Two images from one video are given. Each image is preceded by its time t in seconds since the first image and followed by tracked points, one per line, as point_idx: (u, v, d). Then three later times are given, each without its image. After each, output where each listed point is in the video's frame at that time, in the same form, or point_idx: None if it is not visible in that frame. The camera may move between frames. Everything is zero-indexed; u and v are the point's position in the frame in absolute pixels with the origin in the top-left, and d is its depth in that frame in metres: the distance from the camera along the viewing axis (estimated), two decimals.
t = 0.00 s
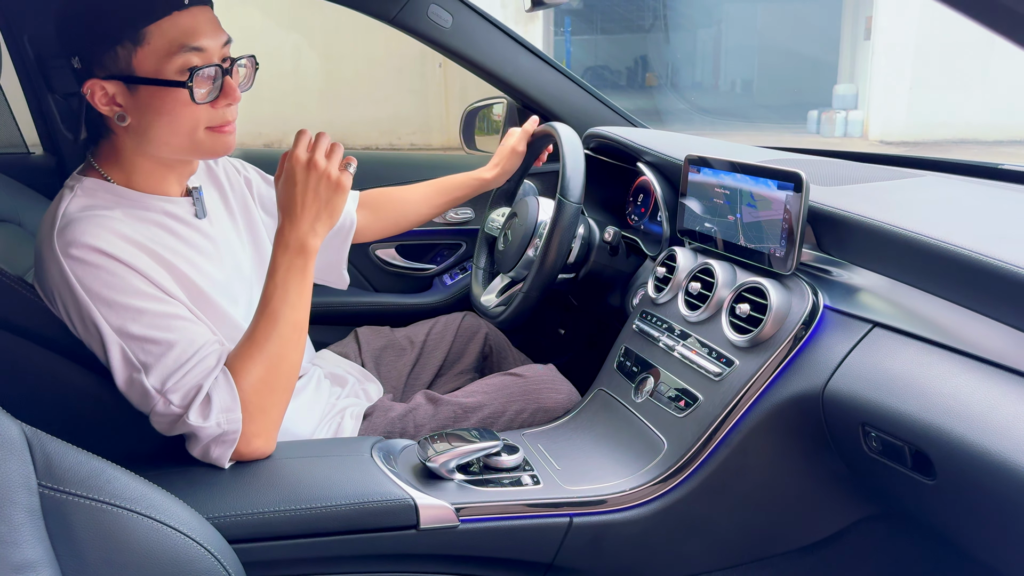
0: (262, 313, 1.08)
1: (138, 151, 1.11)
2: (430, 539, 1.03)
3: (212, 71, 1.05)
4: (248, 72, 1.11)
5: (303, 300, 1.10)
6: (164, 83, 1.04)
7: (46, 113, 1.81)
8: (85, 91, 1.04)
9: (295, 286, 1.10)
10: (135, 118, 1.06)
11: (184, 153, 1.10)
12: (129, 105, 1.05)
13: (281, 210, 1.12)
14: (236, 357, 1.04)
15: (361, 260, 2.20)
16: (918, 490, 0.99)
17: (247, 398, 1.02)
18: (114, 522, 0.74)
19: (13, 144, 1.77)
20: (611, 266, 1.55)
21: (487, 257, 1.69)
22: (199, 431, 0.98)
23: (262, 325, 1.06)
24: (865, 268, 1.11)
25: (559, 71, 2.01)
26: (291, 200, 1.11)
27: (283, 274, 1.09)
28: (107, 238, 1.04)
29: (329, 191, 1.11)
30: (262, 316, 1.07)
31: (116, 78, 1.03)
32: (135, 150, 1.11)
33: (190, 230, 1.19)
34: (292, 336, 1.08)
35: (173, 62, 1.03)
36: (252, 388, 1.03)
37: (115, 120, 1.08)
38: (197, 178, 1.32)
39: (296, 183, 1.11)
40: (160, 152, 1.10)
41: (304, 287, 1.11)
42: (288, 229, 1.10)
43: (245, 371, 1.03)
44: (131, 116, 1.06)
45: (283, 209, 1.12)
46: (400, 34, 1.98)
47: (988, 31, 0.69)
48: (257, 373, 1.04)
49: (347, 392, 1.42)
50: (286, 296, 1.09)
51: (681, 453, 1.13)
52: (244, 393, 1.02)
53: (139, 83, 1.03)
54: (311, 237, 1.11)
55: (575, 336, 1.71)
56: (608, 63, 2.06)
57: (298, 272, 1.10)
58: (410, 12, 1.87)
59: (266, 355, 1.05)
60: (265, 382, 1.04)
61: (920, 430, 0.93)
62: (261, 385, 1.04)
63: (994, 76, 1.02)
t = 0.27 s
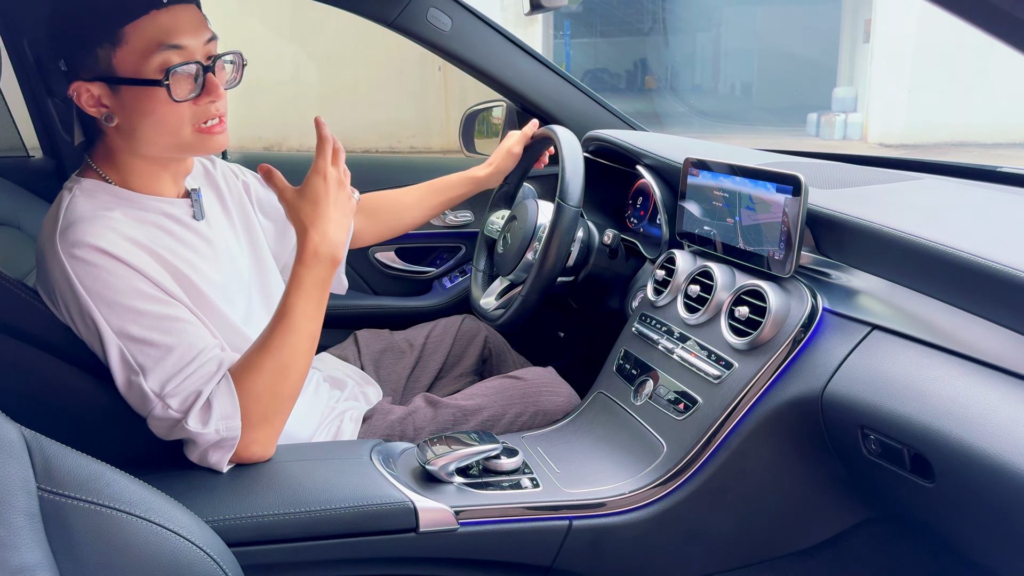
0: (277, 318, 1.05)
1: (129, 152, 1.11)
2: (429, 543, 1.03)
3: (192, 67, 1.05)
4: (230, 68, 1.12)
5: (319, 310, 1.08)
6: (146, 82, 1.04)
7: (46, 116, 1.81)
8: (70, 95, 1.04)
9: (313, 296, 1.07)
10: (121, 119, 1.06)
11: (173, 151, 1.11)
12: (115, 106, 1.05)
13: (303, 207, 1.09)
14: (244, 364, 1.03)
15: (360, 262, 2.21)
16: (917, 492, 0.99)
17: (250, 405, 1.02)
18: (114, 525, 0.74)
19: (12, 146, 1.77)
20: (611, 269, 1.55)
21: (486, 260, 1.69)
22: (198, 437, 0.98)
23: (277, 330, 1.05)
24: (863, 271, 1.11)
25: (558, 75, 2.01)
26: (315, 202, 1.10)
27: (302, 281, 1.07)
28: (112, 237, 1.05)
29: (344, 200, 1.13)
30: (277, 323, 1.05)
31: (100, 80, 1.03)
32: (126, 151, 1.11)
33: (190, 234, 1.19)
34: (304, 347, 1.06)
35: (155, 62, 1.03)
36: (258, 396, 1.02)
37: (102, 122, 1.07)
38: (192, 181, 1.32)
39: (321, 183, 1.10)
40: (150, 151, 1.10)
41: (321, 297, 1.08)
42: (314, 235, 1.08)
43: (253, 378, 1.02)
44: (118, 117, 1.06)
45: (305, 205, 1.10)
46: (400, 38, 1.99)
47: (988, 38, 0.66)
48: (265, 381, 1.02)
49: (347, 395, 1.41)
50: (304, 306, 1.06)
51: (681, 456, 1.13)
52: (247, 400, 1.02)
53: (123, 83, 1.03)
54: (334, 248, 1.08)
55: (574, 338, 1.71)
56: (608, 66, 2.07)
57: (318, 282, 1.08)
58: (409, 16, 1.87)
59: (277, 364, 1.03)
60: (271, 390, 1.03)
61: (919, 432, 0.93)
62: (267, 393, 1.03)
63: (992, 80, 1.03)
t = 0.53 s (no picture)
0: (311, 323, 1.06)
1: (112, 155, 1.10)
2: (428, 545, 1.03)
3: (145, 63, 1.03)
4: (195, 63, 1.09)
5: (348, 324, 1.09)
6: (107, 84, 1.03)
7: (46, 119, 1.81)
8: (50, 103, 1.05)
9: (347, 312, 1.08)
10: (94, 122, 1.06)
11: (150, 150, 1.09)
12: (86, 109, 1.05)
13: (364, 227, 1.07)
14: (270, 364, 1.04)
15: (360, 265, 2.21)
16: (917, 494, 0.99)
17: (264, 405, 1.03)
18: (113, 527, 0.74)
19: (11, 149, 1.77)
20: (610, 271, 1.54)
21: (485, 262, 1.70)
22: (206, 436, 0.99)
23: (311, 335, 1.06)
24: (862, 272, 1.11)
25: (557, 76, 2.04)
26: (376, 224, 1.08)
27: (347, 296, 1.07)
28: (119, 234, 1.05)
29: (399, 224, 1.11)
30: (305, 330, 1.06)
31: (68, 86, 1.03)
32: (111, 154, 1.10)
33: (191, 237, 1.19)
34: (330, 354, 1.07)
35: (117, 62, 1.02)
36: (274, 396, 1.03)
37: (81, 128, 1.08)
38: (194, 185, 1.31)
39: (387, 208, 1.09)
40: (126, 152, 1.09)
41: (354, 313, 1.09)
42: (365, 256, 1.08)
43: (271, 379, 1.03)
44: (92, 120, 1.06)
45: (370, 226, 1.08)
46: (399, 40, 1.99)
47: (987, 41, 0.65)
48: (284, 383, 1.03)
49: (346, 397, 1.41)
50: (338, 318, 1.07)
51: (680, 458, 1.13)
52: (261, 399, 1.02)
53: (88, 86, 1.03)
54: (378, 268, 1.09)
55: (573, 341, 1.71)
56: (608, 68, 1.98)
57: (355, 300, 1.08)
58: (409, 18, 1.88)
59: (298, 368, 1.04)
60: (288, 393, 1.04)
61: (918, 434, 0.93)
62: (285, 393, 1.04)
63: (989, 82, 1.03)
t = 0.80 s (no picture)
0: (296, 321, 1.06)
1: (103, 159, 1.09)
2: (426, 545, 1.03)
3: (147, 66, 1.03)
4: (193, 70, 1.08)
5: (335, 315, 1.08)
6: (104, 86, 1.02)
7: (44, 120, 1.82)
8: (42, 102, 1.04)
9: (330, 302, 1.07)
10: (88, 125, 1.05)
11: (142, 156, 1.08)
12: (80, 111, 1.03)
13: (336, 218, 1.04)
14: (259, 364, 1.04)
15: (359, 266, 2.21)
16: (914, 494, 0.99)
17: (261, 404, 1.03)
18: (111, 528, 0.74)
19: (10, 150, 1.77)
20: (608, 271, 1.55)
21: (483, 263, 1.70)
22: (201, 440, 0.98)
23: (297, 332, 1.06)
24: (859, 272, 1.11)
25: (556, 78, 2.05)
26: (348, 215, 1.05)
27: (329, 292, 1.07)
28: (102, 243, 1.04)
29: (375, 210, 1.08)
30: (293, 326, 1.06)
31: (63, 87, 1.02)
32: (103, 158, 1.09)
33: (178, 241, 1.19)
34: (319, 351, 1.07)
35: (116, 63, 1.02)
36: (270, 395, 1.03)
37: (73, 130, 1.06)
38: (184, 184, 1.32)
39: (359, 195, 1.05)
40: (119, 156, 1.08)
41: (339, 303, 1.08)
42: (343, 250, 1.06)
43: (266, 379, 1.03)
44: (85, 123, 1.05)
45: (343, 217, 1.04)
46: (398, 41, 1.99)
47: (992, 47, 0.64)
48: (277, 381, 1.04)
49: (345, 398, 1.41)
50: (324, 311, 1.07)
51: (678, 458, 1.13)
52: (259, 399, 1.03)
53: (83, 88, 1.02)
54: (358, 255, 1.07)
55: (573, 341, 1.73)
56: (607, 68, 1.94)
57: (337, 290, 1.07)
58: (408, 19, 1.89)
59: (290, 365, 1.04)
60: (283, 391, 1.04)
61: (915, 435, 0.93)
62: (280, 392, 1.04)
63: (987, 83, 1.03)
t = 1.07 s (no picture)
0: (284, 315, 1.09)
1: (147, 151, 1.11)
2: (426, 545, 1.03)
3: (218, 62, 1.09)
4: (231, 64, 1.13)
5: (324, 315, 1.11)
6: (190, 77, 1.07)
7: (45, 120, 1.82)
8: (104, 93, 1.03)
9: (318, 301, 1.11)
10: (158, 117, 1.07)
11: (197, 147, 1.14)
12: (155, 100, 1.06)
13: (314, 218, 1.13)
14: (252, 357, 1.06)
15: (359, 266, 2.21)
16: (914, 494, 0.99)
17: (257, 395, 1.04)
18: (111, 526, 0.74)
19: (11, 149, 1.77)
20: (608, 271, 1.55)
21: (484, 262, 1.70)
22: (208, 431, 0.99)
23: (287, 325, 1.08)
24: (859, 272, 1.12)
25: (557, 78, 2.05)
26: (325, 216, 1.11)
27: (312, 286, 1.10)
28: (109, 239, 1.04)
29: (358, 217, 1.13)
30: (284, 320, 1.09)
31: (143, 76, 1.04)
32: (143, 150, 1.11)
33: (184, 237, 1.19)
34: (308, 344, 1.09)
35: (196, 53, 1.08)
36: (263, 386, 1.04)
37: (134, 121, 1.07)
38: (186, 184, 1.33)
39: (335, 199, 1.11)
40: (180, 145, 1.12)
41: (328, 303, 1.12)
42: (324, 247, 1.11)
43: (259, 368, 1.05)
44: (153, 114, 1.07)
45: (319, 215, 1.12)
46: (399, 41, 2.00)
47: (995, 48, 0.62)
48: (269, 371, 1.05)
49: (345, 397, 1.41)
50: (311, 307, 1.10)
51: (678, 458, 1.13)
52: (255, 391, 1.04)
53: (169, 79, 1.06)
54: (342, 256, 1.12)
55: (571, 342, 1.73)
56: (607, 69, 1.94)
57: (324, 289, 1.11)
58: (408, 19, 1.89)
59: (281, 355, 1.06)
60: (274, 382, 1.05)
61: (915, 434, 0.93)
62: (273, 384, 1.05)
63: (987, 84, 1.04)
